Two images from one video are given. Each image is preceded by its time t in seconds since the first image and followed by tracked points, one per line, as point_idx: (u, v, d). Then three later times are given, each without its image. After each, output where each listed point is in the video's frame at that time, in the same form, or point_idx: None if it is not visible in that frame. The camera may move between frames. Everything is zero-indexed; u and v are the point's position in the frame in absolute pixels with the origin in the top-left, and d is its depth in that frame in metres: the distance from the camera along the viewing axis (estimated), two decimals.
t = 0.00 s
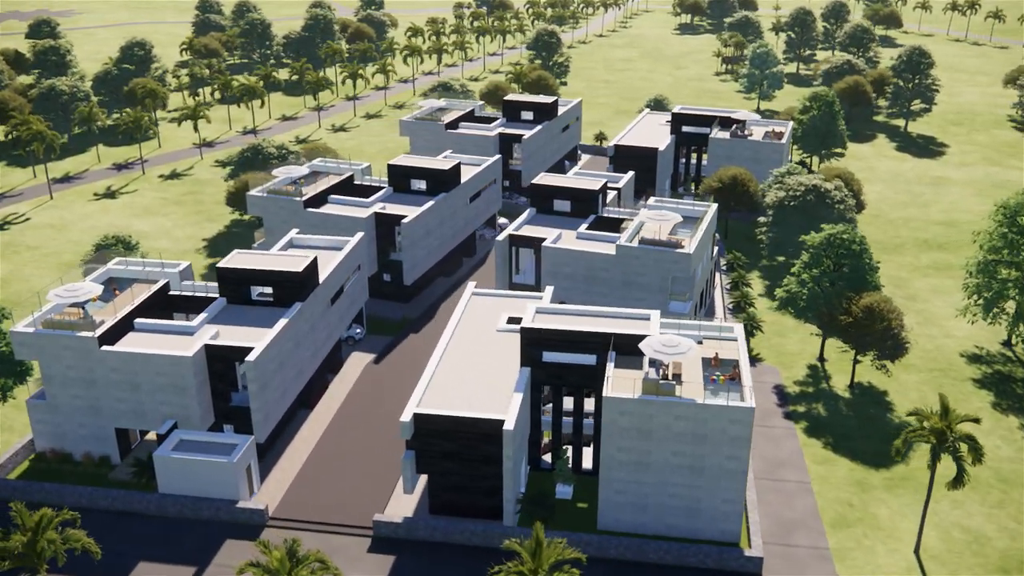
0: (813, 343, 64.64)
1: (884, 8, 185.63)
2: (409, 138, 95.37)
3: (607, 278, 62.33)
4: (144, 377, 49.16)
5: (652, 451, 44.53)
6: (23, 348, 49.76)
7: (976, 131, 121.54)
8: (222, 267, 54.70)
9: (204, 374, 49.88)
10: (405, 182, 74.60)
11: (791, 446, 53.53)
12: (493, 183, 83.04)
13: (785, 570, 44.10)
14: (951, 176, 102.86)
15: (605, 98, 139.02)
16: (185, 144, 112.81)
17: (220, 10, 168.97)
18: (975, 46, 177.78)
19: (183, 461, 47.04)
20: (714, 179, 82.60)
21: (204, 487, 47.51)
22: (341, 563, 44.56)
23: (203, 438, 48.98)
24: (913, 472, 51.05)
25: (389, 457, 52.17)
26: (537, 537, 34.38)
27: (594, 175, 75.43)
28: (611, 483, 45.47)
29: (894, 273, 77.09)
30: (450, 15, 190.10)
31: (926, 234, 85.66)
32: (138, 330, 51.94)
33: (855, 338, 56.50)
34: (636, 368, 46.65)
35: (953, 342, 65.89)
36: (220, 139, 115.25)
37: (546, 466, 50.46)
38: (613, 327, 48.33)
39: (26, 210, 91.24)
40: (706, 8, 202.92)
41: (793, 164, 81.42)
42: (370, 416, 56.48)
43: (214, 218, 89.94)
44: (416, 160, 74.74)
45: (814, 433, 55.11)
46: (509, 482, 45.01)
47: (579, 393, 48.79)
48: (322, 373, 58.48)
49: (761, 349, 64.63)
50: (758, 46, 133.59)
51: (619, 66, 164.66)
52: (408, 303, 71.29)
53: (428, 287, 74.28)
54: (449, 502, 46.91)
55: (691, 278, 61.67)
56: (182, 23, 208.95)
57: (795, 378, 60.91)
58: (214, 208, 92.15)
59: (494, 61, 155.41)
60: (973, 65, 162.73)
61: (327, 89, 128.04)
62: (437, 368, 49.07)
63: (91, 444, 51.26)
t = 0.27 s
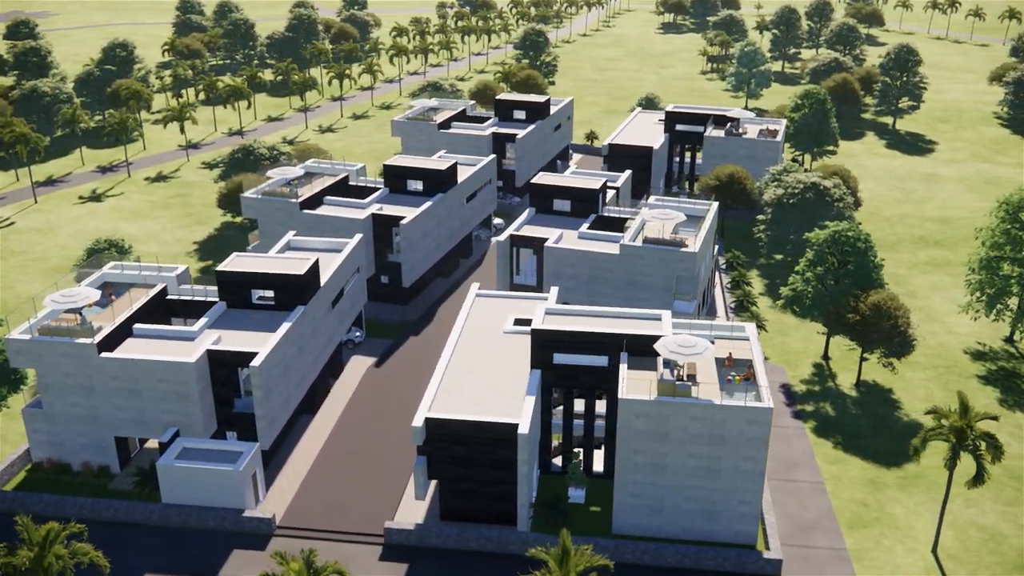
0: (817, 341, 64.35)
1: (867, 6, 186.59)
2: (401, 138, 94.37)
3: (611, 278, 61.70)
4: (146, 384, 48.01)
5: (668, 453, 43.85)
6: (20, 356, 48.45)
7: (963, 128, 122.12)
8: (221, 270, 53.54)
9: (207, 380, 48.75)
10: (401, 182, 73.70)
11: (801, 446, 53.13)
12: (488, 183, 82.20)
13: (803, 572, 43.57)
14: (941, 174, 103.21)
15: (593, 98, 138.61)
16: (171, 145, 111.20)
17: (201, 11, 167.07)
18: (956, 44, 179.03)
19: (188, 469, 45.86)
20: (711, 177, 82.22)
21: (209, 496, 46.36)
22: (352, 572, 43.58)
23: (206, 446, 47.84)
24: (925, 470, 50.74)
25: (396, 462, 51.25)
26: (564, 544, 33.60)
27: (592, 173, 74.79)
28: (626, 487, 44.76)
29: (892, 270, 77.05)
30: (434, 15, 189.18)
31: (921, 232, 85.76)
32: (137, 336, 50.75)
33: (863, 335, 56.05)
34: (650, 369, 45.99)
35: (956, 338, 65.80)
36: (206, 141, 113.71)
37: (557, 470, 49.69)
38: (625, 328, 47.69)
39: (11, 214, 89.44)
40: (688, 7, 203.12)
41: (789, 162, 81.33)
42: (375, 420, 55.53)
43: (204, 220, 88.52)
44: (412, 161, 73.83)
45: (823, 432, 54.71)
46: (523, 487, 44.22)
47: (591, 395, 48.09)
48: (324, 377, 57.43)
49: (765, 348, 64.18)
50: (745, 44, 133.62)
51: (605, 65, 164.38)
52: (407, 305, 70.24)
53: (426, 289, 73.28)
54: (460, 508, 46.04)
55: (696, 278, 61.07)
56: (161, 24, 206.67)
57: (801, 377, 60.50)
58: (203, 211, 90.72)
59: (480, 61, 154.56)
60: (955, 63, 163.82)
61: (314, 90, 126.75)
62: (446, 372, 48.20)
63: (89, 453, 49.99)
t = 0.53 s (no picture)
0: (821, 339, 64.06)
1: (848, 5, 187.49)
2: (392, 138, 93.33)
3: (614, 278, 61.11)
4: (147, 391, 46.83)
5: (685, 455, 43.26)
6: (16, 364, 47.13)
7: (949, 125, 122.69)
8: (221, 274, 52.43)
9: (210, 387, 47.65)
10: (398, 183, 72.80)
11: (811, 445, 52.75)
12: (483, 183, 81.38)
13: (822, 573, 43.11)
14: (931, 170, 103.56)
15: (580, 97, 138.18)
16: (155, 147, 109.55)
17: (182, 11, 165.10)
18: (937, 42, 180.31)
19: (193, 478, 44.70)
20: (706, 175, 81.83)
21: (215, 505, 45.26)
22: None
23: (211, 453, 46.70)
24: (937, 468, 50.49)
25: (403, 467, 50.34)
26: (591, 550, 32.86)
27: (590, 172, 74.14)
28: (642, 489, 44.13)
29: (890, 267, 77.01)
30: (416, 15, 188.14)
31: (915, 228, 85.87)
32: (136, 342, 49.51)
33: (870, 333, 55.91)
34: (664, 370, 45.39)
35: (957, 335, 65.73)
36: (191, 142, 112.13)
37: (569, 472, 48.99)
38: (637, 328, 47.10)
39: None
40: (670, 6, 203.36)
41: (785, 160, 81.16)
42: (379, 425, 54.55)
43: (193, 223, 87.13)
44: (408, 161, 72.90)
45: (832, 431, 54.38)
46: (538, 491, 43.49)
47: (603, 397, 47.43)
48: (325, 381, 56.39)
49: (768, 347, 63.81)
50: (732, 42, 133.62)
51: (590, 64, 164.08)
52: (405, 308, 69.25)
53: (424, 290, 72.33)
54: (473, 513, 45.21)
55: (700, 276, 59.99)
56: (139, 25, 204.26)
57: (807, 376, 60.17)
58: (192, 213, 89.25)
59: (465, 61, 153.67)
60: (937, 60, 164.89)
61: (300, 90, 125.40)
62: (455, 374, 47.39)
63: (89, 462, 48.74)
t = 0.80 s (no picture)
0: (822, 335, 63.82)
1: (829, 3, 188.38)
2: (382, 138, 92.29)
3: (617, 277, 60.55)
4: (149, 398, 45.69)
5: (701, 456, 42.74)
6: (13, 372, 45.82)
7: (935, 122, 123.31)
8: (221, 277, 51.26)
9: (213, 393, 46.52)
10: (393, 184, 71.88)
11: (820, 444, 52.44)
12: (478, 183, 80.50)
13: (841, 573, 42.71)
14: (921, 167, 103.95)
15: (566, 96, 137.72)
16: (139, 149, 107.83)
17: (161, 12, 163.04)
18: (917, 39, 181.53)
19: (199, 487, 43.56)
20: (700, 174, 81.01)
21: (221, 514, 44.19)
22: None
23: (215, 461, 45.60)
24: (947, 465, 50.31)
25: (411, 473, 49.46)
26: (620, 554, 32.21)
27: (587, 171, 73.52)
28: (657, 491, 43.56)
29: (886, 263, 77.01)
30: (398, 15, 187.06)
31: (909, 225, 86.03)
32: (136, 347, 48.32)
33: (877, 330, 55.88)
34: (678, 370, 44.84)
35: (958, 330, 65.73)
36: (175, 144, 110.47)
37: (580, 475, 48.31)
38: (649, 327, 46.53)
39: None
40: (652, 5, 203.53)
41: (780, 157, 81.01)
42: (383, 429, 53.64)
43: (182, 225, 85.73)
44: (404, 161, 72.00)
45: (841, 428, 54.11)
46: (553, 495, 42.79)
47: (614, 398, 46.82)
48: (327, 386, 55.38)
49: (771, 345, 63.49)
50: (718, 41, 133.64)
51: (574, 63, 163.75)
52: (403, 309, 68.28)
53: (421, 292, 71.36)
54: (485, 518, 44.51)
55: (703, 275, 59.42)
56: (115, 27, 201.69)
57: (812, 373, 59.88)
58: (180, 216, 87.79)
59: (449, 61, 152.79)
60: (918, 58, 166.00)
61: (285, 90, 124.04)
62: (466, 376, 46.57)
63: (88, 472, 47.53)
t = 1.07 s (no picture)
0: (824, 332, 63.58)
1: (809, 1, 189.19)
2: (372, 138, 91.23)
3: (620, 276, 60.09)
4: (152, 405, 44.53)
5: (718, 456, 42.24)
6: (10, 380, 44.50)
7: (919, 119, 123.95)
8: (221, 280, 50.11)
9: (217, 398, 45.44)
10: (388, 184, 70.91)
11: (830, 441, 52.11)
12: (472, 184, 79.71)
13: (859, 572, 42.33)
14: (909, 164, 104.30)
15: (551, 96, 137.16)
16: (121, 152, 106.02)
17: (139, 12, 160.80)
18: (896, 37, 182.76)
19: (205, 495, 42.42)
20: (694, 172, 80.28)
21: (229, 522, 43.06)
22: None
23: (220, 468, 44.45)
24: (958, 461, 50.15)
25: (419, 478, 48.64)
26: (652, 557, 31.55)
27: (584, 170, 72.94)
28: (673, 492, 43.02)
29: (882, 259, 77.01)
30: (379, 15, 185.81)
31: (901, 221, 86.19)
32: (136, 353, 47.17)
33: (883, 327, 55.92)
34: (692, 369, 44.32)
35: (958, 326, 65.77)
36: (158, 146, 108.73)
37: (591, 476, 47.68)
38: (660, 327, 45.99)
39: None
40: (632, 5, 203.50)
41: (774, 155, 80.86)
42: (388, 433, 52.79)
43: (170, 228, 84.24)
44: (399, 161, 71.05)
45: (849, 426, 53.84)
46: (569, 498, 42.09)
47: (626, 398, 46.25)
48: (329, 389, 54.43)
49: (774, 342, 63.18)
50: (703, 39, 133.59)
51: (557, 63, 163.31)
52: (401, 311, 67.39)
53: (418, 293, 70.48)
54: (498, 523, 43.75)
55: (707, 273, 59.17)
56: (91, 28, 198.88)
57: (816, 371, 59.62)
58: (168, 219, 86.31)
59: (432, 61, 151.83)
60: (899, 56, 167.03)
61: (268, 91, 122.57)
62: (477, 379, 45.77)
63: (88, 482, 46.27)
